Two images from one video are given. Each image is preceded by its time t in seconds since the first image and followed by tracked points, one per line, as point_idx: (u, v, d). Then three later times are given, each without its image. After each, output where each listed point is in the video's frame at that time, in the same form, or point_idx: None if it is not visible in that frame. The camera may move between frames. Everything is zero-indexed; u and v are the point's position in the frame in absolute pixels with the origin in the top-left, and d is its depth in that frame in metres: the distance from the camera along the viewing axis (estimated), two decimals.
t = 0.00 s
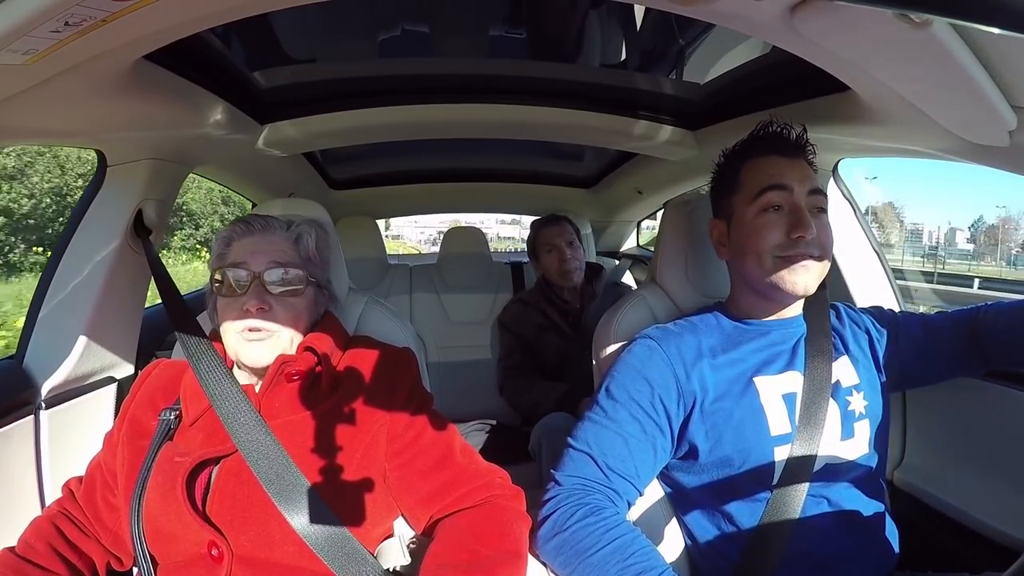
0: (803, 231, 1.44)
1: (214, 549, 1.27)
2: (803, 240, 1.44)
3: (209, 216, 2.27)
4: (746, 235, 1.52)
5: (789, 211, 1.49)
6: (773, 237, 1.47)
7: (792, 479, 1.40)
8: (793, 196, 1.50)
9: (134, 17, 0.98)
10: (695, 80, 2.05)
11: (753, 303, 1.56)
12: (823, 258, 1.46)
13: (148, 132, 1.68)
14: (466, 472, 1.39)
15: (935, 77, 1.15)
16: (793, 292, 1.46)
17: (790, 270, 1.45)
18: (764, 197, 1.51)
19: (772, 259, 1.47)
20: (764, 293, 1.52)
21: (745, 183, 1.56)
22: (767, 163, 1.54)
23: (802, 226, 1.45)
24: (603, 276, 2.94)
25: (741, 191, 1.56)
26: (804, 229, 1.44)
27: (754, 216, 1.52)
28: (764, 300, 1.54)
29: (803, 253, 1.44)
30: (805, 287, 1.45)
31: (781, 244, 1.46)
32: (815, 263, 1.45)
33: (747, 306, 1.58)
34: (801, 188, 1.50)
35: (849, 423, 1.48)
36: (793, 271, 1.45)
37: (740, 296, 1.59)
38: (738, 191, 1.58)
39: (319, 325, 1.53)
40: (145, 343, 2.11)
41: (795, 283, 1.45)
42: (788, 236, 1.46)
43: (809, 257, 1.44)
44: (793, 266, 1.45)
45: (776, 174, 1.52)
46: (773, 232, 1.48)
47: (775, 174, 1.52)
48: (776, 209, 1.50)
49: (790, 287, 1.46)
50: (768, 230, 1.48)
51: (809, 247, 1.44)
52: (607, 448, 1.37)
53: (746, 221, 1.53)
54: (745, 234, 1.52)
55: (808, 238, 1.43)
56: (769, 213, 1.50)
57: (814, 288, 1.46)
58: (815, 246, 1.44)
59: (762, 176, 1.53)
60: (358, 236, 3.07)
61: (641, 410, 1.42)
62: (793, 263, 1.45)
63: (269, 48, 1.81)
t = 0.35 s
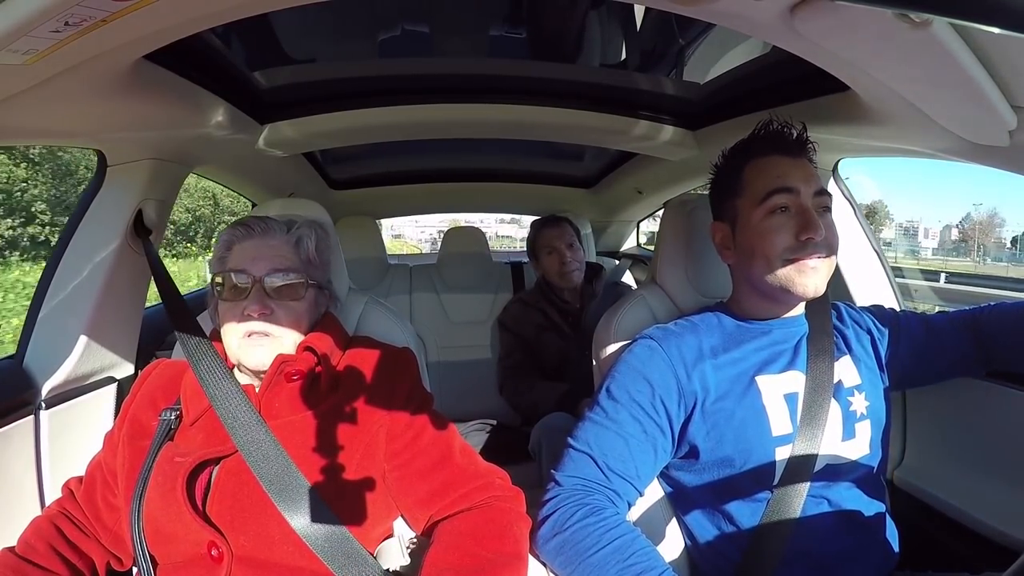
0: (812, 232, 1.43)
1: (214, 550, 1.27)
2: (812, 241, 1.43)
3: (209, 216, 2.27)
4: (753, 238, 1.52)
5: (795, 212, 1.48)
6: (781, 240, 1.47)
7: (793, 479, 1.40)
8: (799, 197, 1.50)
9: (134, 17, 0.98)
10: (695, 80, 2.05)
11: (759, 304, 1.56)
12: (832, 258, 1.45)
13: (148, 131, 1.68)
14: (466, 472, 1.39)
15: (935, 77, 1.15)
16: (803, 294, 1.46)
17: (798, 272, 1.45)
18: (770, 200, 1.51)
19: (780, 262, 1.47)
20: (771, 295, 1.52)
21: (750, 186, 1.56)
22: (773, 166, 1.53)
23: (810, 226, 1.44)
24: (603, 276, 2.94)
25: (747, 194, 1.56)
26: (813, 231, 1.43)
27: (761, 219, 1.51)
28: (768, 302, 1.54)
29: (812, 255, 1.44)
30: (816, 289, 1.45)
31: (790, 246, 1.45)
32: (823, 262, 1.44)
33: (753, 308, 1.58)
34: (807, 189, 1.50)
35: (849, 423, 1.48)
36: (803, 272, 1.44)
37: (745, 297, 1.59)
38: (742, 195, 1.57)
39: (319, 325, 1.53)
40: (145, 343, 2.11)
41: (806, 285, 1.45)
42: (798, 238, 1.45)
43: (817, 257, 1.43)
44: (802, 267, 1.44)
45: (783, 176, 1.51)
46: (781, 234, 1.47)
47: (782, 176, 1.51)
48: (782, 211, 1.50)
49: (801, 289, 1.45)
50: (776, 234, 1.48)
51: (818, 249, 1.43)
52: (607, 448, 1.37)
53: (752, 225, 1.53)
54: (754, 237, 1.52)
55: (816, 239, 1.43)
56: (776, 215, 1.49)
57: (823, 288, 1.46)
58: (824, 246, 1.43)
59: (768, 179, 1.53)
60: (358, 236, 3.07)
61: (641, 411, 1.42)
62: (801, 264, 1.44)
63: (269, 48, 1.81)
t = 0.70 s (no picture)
0: (809, 236, 1.44)
1: (214, 550, 1.27)
2: (809, 244, 1.44)
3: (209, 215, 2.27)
4: (751, 241, 1.52)
5: (794, 214, 1.48)
6: (778, 244, 1.47)
7: (792, 480, 1.40)
8: (797, 199, 1.49)
9: (134, 17, 0.98)
10: (695, 80, 2.05)
11: (756, 306, 1.56)
12: (828, 263, 1.46)
13: (147, 131, 1.67)
14: (467, 472, 1.39)
15: (935, 77, 1.15)
16: (797, 303, 1.48)
17: (793, 282, 1.46)
18: (768, 202, 1.51)
19: (777, 266, 1.48)
20: (768, 299, 1.52)
21: (749, 186, 1.55)
22: (772, 167, 1.53)
23: (808, 230, 1.45)
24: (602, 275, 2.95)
25: (746, 193, 1.55)
26: (810, 234, 1.44)
27: (758, 221, 1.51)
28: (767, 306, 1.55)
29: (809, 259, 1.45)
30: (808, 299, 1.46)
31: (788, 250, 1.46)
32: (818, 272, 1.45)
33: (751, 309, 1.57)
34: (806, 190, 1.50)
35: (849, 423, 1.48)
36: (798, 284, 1.46)
37: (743, 299, 1.58)
38: (742, 195, 1.57)
39: (318, 324, 1.53)
40: (145, 343, 2.11)
41: (800, 296, 1.46)
42: (795, 241, 1.46)
43: (812, 265, 1.45)
44: (796, 278, 1.46)
45: (781, 178, 1.51)
46: (779, 238, 1.48)
47: (780, 178, 1.51)
48: (779, 212, 1.50)
49: (795, 299, 1.47)
50: (774, 236, 1.48)
51: (814, 252, 1.44)
52: (607, 448, 1.37)
53: (750, 226, 1.53)
54: (752, 239, 1.52)
55: (814, 242, 1.43)
56: (774, 218, 1.49)
57: (818, 297, 1.47)
58: (820, 250, 1.44)
59: (766, 181, 1.52)
60: (358, 237, 3.07)
61: (641, 411, 1.42)
62: (796, 275, 1.46)
63: (269, 48, 1.81)
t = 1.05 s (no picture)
0: (797, 235, 1.44)
1: (215, 550, 1.27)
2: (797, 245, 1.44)
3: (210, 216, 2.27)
4: (744, 240, 1.52)
5: (783, 214, 1.49)
6: (767, 244, 1.47)
7: (793, 480, 1.40)
8: (788, 199, 1.49)
9: (134, 17, 0.98)
10: (695, 80, 2.05)
11: (753, 306, 1.56)
12: (819, 261, 1.45)
13: (147, 131, 1.67)
14: (467, 472, 1.39)
15: (934, 77, 1.15)
16: (787, 299, 1.47)
17: (785, 277, 1.45)
18: (758, 201, 1.51)
19: (768, 266, 1.47)
20: (763, 299, 1.52)
21: (744, 185, 1.55)
22: (765, 167, 1.53)
23: (796, 230, 1.44)
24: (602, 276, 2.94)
25: (740, 192, 1.56)
26: (798, 234, 1.44)
27: (749, 220, 1.52)
28: (764, 305, 1.54)
29: (798, 257, 1.44)
30: (798, 294, 1.46)
31: (777, 250, 1.46)
32: (810, 269, 1.45)
33: (748, 308, 1.58)
34: (796, 191, 1.49)
35: (850, 423, 1.48)
36: (789, 278, 1.45)
37: (740, 298, 1.59)
38: (737, 193, 1.57)
39: (319, 325, 1.53)
40: (145, 344, 2.11)
41: (789, 291, 1.46)
42: (784, 240, 1.46)
43: (803, 263, 1.44)
44: (789, 273, 1.45)
45: (772, 178, 1.51)
46: (768, 237, 1.48)
47: (771, 177, 1.51)
48: (770, 212, 1.50)
49: (785, 294, 1.46)
50: (764, 237, 1.48)
51: (804, 251, 1.44)
52: (607, 449, 1.37)
53: (742, 224, 1.53)
54: (744, 238, 1.52)
55: (802, 242, 1.43)
56: (763, 217, 1.50)
57: (809, 294, 1.47)
58: (809, 248, 1.44)
59: (760, 181, 1.52)
60: (358, 237, 3.07)
61: (642, 411, 1.42)
62: (790, 269, 1.45)
63: (269, 48, 1.81)
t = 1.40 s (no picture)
0: (798, 228, 1.44)
1: (213, 549, 1.27)
2: (798, 237, 1.44)
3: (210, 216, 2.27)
4: (744, 235, 1.52)
5: (783, 210, 1.49)
6: (768, 237, 1.47)
7: (792, 480, 1.40)
8: (788, 195, 1.50)
9: (134, 17, 0.98)
10: (695, 80, 2.05)
11: (754, 303, 1.56)
12: (818, 261, 1.46)
13: (147, 131, 1.67)
14: (466, 471, 1.39)
15: (934, 77, 1.15)
16: (788, 294, 1.47)
17: (786, 272, 1.45)
18: (759, 197, 1.52)
19: (769, 259, 1.47)
20: (762, 293, 1.52)
21: (745, 181, 1.56)
22: (766, 164, 1.54)
23: (797, 223, 1.45)
24: (602, 278, 2.96)
25: (741, 188, 1.56)
26: (799, 227, 1.44)
27: (750, 215, 1.52)
28: (764, 301, 1.53)
29: (798, 251, 1.44)
30: (800, 288, 1.45)
31: (777, 244, 1.46)
32: (810, 265, 1.45)
33: (747, 306, 1.57)
34: (797, 188, 1.50)
35: (848, 424, 1.48)
36: (788, 274, 1.45)
37: (739, 297, 1.59)
38: (737, 190, 1.58)
39: (318, 324, 1.53)
40: (145, 344, 2.11)
41: (790, 285, 1.45)
42: (785, 234, 1.46)
43: (803, 257, 1.44)
44: (789, 267, 1.45)
45: (772, 174, 1.52)
46: (768, 231, 1.48)
47: (772, 175, 1.52)
48: (771, 209, 1.50)
49: (786, 289, 1.46)
50: (764, 230, 1.48)
51: (805, 245, 1.44)
52: (604, 449, 1.37)
53: (743, 220, 1.53)
54: (745, 234, 1.52)
55: (803, 234, 1.44)
56: (765, 212, 1.50)
57: (809, 289, 1.46)
58: (810, 243, 1.45)
59: (761, 177, 1.53)
60: (358, 237, 3.07)
61: (639, 411, 1.42)
62: (789, 264, 1.45)
63: (269, 47, 1.81)
